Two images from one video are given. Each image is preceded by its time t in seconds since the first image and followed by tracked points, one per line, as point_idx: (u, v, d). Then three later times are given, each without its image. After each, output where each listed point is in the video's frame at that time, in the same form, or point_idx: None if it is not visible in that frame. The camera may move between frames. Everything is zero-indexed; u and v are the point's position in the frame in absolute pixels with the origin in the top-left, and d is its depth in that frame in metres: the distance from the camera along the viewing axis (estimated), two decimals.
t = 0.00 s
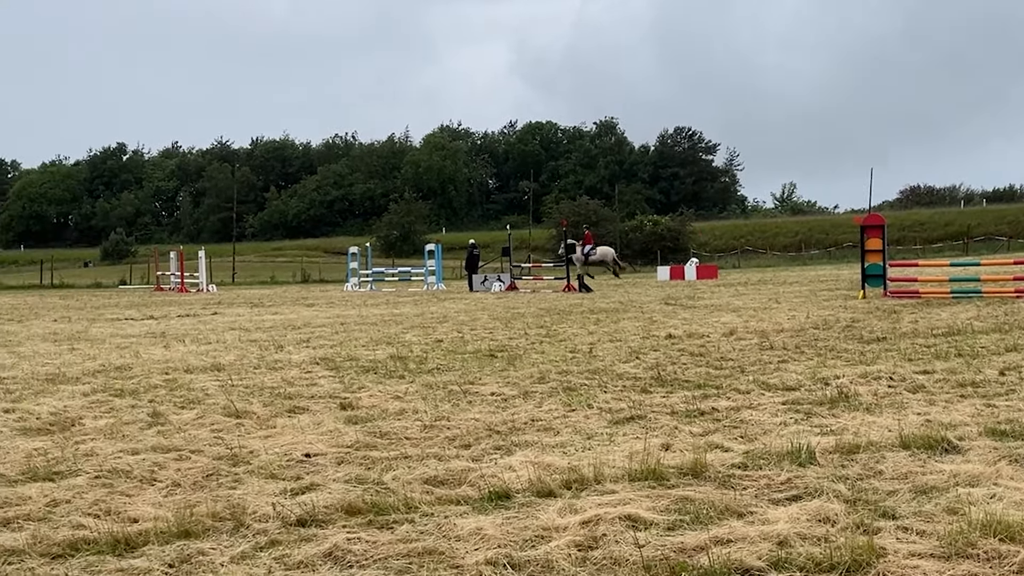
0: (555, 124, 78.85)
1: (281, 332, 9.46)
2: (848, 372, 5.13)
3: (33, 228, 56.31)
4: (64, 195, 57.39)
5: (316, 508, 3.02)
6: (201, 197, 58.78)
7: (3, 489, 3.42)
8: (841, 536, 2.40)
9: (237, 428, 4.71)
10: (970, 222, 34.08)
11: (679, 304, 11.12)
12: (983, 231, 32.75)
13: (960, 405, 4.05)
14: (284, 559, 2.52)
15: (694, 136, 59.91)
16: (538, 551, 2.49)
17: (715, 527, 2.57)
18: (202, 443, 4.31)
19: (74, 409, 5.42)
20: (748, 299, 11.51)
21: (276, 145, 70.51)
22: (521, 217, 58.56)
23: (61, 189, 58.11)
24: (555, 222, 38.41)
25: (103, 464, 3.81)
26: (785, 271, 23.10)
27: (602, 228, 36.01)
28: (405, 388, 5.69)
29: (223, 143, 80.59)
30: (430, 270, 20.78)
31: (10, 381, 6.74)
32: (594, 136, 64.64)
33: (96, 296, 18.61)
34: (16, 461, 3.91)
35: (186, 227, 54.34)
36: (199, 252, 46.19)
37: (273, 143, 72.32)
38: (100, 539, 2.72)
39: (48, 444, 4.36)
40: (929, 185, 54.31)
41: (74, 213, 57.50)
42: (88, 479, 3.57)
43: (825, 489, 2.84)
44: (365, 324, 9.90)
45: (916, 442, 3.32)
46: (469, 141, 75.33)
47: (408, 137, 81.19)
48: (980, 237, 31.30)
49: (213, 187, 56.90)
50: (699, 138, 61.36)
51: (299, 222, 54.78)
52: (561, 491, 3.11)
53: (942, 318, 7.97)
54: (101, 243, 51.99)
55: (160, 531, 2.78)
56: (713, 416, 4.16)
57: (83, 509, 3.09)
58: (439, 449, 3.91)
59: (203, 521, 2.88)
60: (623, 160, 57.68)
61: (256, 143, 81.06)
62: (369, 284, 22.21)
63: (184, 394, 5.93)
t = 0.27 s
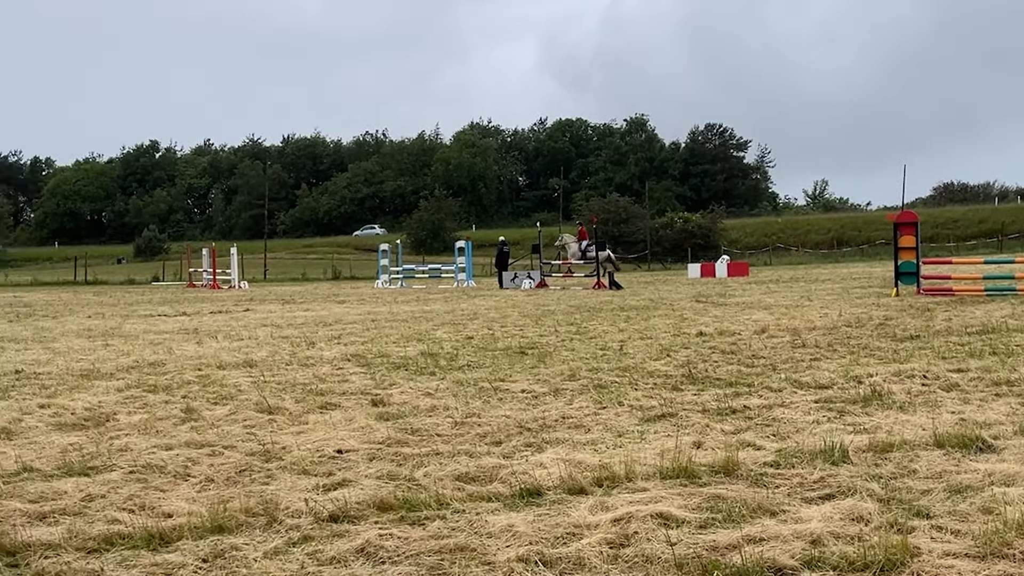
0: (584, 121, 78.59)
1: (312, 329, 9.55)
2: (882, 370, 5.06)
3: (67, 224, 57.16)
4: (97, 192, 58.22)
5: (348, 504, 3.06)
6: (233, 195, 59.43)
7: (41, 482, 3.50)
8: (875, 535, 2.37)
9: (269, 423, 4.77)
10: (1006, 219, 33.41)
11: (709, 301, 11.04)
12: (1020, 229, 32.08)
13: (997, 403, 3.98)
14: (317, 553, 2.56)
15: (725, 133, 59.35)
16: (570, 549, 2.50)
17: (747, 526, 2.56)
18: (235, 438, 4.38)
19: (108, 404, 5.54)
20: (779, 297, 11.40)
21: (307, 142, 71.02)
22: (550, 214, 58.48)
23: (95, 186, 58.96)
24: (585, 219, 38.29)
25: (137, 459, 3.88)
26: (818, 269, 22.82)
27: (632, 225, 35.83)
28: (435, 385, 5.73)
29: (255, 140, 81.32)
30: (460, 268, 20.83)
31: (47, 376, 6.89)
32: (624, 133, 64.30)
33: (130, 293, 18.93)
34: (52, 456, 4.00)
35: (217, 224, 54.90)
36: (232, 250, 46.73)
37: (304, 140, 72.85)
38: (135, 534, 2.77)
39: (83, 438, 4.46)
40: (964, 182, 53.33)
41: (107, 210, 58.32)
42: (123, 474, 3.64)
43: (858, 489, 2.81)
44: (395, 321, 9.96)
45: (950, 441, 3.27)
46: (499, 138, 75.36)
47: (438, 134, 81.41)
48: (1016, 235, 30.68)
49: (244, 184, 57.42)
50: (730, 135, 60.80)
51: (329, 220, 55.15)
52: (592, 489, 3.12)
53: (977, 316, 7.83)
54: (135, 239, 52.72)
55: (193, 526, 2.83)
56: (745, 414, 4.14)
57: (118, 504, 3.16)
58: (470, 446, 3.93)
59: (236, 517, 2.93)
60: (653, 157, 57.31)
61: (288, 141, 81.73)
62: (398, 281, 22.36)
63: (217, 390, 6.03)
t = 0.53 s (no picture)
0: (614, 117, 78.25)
1: (344, 325, 9.65)
2: (916, 367, 4.99)
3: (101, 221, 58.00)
4: (130, 189, 58.99)
5: (380, 499, 3.10)
6: (265, 192, 59.97)
7: (78, 476, 3.58)
8: (909, 534, 2.35)
9: (302, 419, 4.84)
10: None
11: (741, 299, 10.96)
12: None
13: None
14: (349, 548, 2.60)
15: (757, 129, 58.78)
16: (602, 545, 2.51)
17: (781, 524, 2.55)
18: (268, 433, 4.45)
19: (143, 399, 5.65)
20: (812, 294, 11.28)
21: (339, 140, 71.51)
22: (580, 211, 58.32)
23: (128, 182, 59.72)
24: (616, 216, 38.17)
25: (172, 454, 3.96)
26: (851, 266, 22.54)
27: (663, 222, 35.64)
28: (467, 381, 5.76)
29: (287, 137, 82.03)
30: (491, 265, 20.86)
31: (82, 371, 7.04)
32: (655, 130, 63.94)
33: (164, 290, 19.22)
34: (88, 450, 4.08)
35: (250, 221, 55.53)
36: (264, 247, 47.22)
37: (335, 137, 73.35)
38: (169, 527, 2.82)
39: (119, 433, 4.55)
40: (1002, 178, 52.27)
41: (141, 207, 59.19)
42: (158, 468, 3.72)
43: (892, 486, 2.79)
44: (427, 317, 10.03)
45: (986, 439, 3.23)
46: (530, 134, 75.36)
47: (468, 132, 81.54)
48: None
49: (276, 181, 57.96)
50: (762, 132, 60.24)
51: (360, 217, 55.51)
52: (624, 486, 3.12)
53: (1014, 314, 7.67)
54: (168, 235, 53.40)
55: (227, 521, 2.87)
56: (777, 412, 4.11)
57: (154, 498, 3.22)
58: (501, 442, 3.96)
59: (269, 511, 2.97)
60: (684, 154, 56.92)
61: (319, 137, 82.33)
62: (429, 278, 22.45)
63: (250, 386, 6.13)
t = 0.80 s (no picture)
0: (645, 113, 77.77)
1: (375, 320, 9.73)
2: (951, 365, 4.92)
3: (135, 216, 58.87)
4: (164, 185, 59.81)
5: (412, 494, 3.14)
6: (297, 188, 60.55)
7: (113, 470, 3.65)
8: (945, 532, 2.33)
9: (333, 414, 4.90)
10: None
11: (773, 295, 10.84)
12: None
13: None
14: (381, 543, 2.63)
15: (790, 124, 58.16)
16: (634, 542, 2.52)
17: (814, 521, 2.53)
18: (301, 429, 4.52)
19: (177, 394, 5.75)
20: (845, 291, 11.14)
21: (369, 136, 71.89)
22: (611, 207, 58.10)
23: (162, 179, 60.55)
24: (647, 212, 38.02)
25: (205, 448, 4.03)
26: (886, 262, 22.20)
27: (695, 218, 35.40)
28: (497, 377, 5.79)
29: (318, 135, 82.69)
30: (521, 261, 20.87)
31: (116, 366, 7.19)
32: (686, 125, 63.49)
33: (197, 284, 19.49)
34: (123, 444, 4.17)
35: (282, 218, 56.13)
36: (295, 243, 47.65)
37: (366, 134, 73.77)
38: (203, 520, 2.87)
39: (153, 427, 4.64)
40: None
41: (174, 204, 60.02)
42: (192, 463, 3.79)
43: (926, 485, 2.75)
44: (457, 313, 10.09)
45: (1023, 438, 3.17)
46: (560, 131, 75.18)
47: (498, 128, 81.58)
48: None
49: (307, 177, 58.45)
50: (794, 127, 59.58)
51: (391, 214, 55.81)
52: (656, 482, 3.12)
53: None
54: (201, 231, 54.05)
55: (260, 515, 2.93)
56: (810, 409, 4.07)
57: (188, 492, 3.28)
58: (532, 438, 3.98)
59: (302, 507, 3.02)
60: (716, 150, 56.47)
61: (350, 134, 82.85)
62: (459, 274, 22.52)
63: (283, 381, 6.22)
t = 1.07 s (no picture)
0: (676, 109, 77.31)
1: (405, 316, 9.81)
2: (987, 362, 4.84)
3: (168, 213, 59.75)
4: (197, 182, 60.62)
5: (443, 490, 3.16)
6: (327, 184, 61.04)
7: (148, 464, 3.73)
8: (979, 531, 2.30)
9: (365, 410, 4.96)
10: None
11: (805, 292, 10.74)
12: None
13: None
14: (414, 538, 2.66)
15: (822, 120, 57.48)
16: (666, 539, 2.52)
17: (847, 520, 2.52)
18: (333, 424, 4.57)
19: (209, 389, 5.86)
20: (877, 288, 11.00)
21: (399, 133, 72.22)
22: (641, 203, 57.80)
23: (195, 176, 61.39)
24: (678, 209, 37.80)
25: (237, 444, 4.10)
26: (921, 259, 21.84)
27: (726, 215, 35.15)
28: (528, 373, 5.81)
29: (349, 132, 83.30)
30: (551, 258, 20.86)
31: (150, 361, 7.33)
32: (718, 121, 62.97)
33: (230, 281, 19.79)
34: (156, 439, 4.25)
35: (313, 214, 56.64)
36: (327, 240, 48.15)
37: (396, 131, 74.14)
38: (237, 517, 2.92)
39: (187, 422, 4.74)
40: None
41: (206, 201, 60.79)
42: (225, 458, 3.86)
43: (962, 483, 2.72)
44: (487, 309, 10.13)
45: None
46: (590, 127, 74.94)
47: (528, 125, 81.53)
48: None
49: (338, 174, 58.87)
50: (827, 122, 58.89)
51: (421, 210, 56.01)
52: (688, 480, 3.12)
53: None
54: (233, 227, 54.82)
55: (293, 510, 2.97)
56: (843, 406, 4.03)
57: (222, 488, 3.34)
58: (563, 435, 3.98)
59: (334, 502, 3.06)
60: (747, 146, 55.89)
61: (380, 130, 83.34)
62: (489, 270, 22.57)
63: (315, 377, 6.31)
